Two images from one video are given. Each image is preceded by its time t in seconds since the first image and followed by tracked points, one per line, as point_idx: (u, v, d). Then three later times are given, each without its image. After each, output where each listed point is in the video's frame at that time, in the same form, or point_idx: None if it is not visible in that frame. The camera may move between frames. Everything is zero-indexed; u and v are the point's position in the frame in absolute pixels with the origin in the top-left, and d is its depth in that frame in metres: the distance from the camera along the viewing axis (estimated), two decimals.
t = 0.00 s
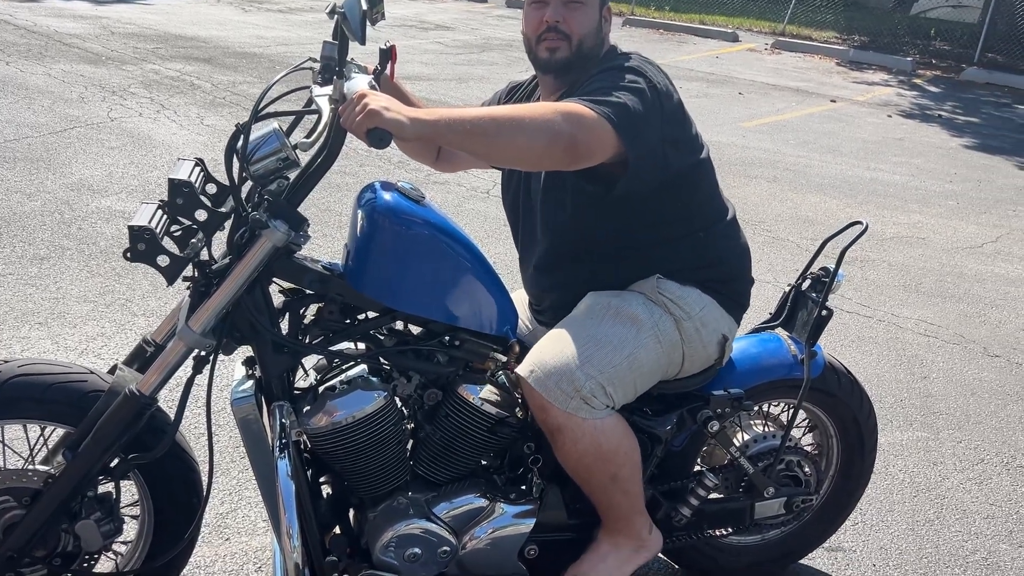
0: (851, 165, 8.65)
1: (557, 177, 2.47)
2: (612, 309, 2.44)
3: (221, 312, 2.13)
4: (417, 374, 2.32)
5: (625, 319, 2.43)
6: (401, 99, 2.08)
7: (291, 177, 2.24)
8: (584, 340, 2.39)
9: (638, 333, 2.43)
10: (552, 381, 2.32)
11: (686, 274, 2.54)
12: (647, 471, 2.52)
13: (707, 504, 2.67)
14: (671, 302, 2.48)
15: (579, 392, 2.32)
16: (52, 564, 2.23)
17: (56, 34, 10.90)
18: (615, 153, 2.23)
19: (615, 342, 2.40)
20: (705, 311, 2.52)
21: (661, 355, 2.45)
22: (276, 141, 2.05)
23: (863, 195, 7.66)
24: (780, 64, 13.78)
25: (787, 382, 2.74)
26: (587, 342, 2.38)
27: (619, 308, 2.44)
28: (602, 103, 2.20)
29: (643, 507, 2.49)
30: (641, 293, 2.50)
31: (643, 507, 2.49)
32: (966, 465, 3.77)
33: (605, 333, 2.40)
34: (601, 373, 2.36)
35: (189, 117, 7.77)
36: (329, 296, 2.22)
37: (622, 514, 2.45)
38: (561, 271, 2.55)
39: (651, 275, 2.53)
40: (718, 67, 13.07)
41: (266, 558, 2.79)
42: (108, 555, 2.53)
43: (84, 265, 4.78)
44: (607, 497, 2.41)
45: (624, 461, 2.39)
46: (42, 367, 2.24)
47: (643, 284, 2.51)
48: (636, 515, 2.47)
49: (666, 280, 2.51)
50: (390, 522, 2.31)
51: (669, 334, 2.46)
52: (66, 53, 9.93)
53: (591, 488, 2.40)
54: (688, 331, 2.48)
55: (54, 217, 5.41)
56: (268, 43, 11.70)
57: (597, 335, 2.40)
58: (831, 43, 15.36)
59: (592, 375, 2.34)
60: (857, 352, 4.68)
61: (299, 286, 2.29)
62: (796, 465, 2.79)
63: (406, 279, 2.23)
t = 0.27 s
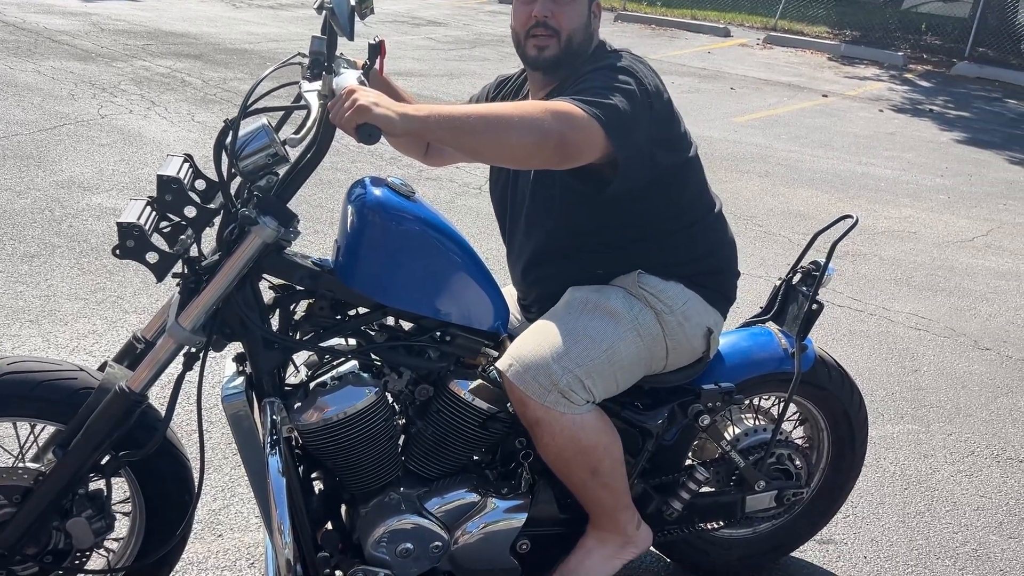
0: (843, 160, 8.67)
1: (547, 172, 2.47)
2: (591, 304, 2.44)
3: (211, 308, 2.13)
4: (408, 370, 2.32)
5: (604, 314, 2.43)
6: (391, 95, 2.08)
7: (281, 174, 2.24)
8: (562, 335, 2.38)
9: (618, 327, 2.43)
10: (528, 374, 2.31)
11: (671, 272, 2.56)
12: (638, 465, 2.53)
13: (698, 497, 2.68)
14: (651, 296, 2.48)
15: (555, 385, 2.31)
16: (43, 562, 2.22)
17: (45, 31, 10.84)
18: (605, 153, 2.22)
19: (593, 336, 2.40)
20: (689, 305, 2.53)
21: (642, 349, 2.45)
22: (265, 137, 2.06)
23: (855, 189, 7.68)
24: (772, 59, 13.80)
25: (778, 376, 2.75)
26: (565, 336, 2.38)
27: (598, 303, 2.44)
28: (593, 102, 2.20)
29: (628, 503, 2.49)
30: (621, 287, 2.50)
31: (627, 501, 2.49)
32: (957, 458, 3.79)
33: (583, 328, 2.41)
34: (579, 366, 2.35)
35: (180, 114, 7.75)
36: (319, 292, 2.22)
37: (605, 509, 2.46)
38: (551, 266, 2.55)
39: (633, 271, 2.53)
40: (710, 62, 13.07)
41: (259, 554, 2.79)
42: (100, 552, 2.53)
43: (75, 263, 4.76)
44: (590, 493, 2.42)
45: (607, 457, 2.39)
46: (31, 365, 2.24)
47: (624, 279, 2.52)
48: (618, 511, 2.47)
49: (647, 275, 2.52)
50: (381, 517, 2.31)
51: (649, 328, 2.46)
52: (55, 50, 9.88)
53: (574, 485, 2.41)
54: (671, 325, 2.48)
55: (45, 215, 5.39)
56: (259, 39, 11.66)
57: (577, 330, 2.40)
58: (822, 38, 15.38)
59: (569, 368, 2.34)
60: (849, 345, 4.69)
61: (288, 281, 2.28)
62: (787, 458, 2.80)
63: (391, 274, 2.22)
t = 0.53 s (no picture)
0: (835, 154, 8.69)
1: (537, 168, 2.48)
2: (593, 322, 2.46)
3: (206, 304, 2.14)
4: (403, 365, 2.34)
5: (607, 332, 2.46)
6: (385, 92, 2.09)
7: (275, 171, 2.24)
8: (569, 360, 2.41)
9: (622, 343, 2.46)
10: (544, 411, 2.33)
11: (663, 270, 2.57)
12: (632, 458, 2.54)
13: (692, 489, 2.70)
14: (648, 304, 2.51)
15: (571, 415, 2.35)
16: (40, 558, 2.23)
17: (36, 28, 10.81)
18: (597, 150, 2.24)
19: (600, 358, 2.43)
20: (684, 304, 2.56)
21: (645, 360, 2.50)
22: (259, 133, 2.06)
23: (847, 183, 7.70)
24: (765, 54, 13.82)
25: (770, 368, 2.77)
26: (573, 363, 2.41)
27: (598, 321, 2.47)
28: (584, 100, 2.21)
29: None
30: (618, 299, 2.53)
31: None
32: (949, 451, 3.81)
33: (588, 350, 2.43)
34: (591, 392, 2.39)
35: (173, 111, 7.74)
36: (314, 288, 2.23)
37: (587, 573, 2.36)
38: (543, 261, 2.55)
39: (627, 278, 2.55)
40: (703, 58, 13.09)
41: (255, 551, 2.80)
42: (96, 548, 2.53)
43: (69, 261, 4.76)
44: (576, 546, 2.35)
45: (609, 510, 2.36)
46: (26, 361, 2.24)
47: (619, 289, 2.54)
48: None
49: (641, 282, 2.54)
50: (377, 511, 2.33)
51: (650, 338, 2.50)
52: (47, 47, 9.86)
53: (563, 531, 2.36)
54: (671, 330, 2.52)
55: (38, 213, 5.38)
56: (252, 36, 11.64)
57: (583, 353, 2.42)
58: (815, 33, 15.41)
59: (582, 397, 2.37)
60: (842, 339, 4.72)
61: (283, 278, 2.30)
62: (780, 450, 2.82)
63: (389, 277, 2.24)
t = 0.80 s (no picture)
0: (830, 149, 8.71)
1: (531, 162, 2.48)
2: (589, 337, 2.47)
3: (202, 298, 2.14)
4: (399, 358, 2.34)
5: (604, 347, 2.47)
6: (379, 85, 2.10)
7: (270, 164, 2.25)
8: (570, 379, 2.42)
9: (618, 356, 2.48)
10: (549, 435, 2.36)
11: (660, 265, 2.57)
12: (627, 450, 2.56)
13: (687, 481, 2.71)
14: (641, 311, 2.52)
15: (577, 438, 2.38)
16: (38, 553, 2.24)
17: (29, 25, 10.77)
18: (592, 141, 2.23)
19: (600, 375, 2.44)
20: (677, 305, 2.57)
21: (643, 370, 2.53)
22: (254, 127, 2.07)
23: (842, 178, 7.71)
24: (760, 49, 13.82)
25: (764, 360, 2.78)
26: (574, 382, 2.42)
27: (597, 336, 2.48)
28: (578, 91, 2.21)
29: None
30: (611, 307, 2.53)
31: None
32: (944, 443, 3.83)
33: (589, 367, 2.44)
34: (594, 411, 2.42)
35: (167, 108, 7.72)
36: (310, 282, 2.24)
37: None
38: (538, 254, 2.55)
39: (621, 282, 2.55)
40: (698, 53, 13.09)
41: (253, 546, 2.81)
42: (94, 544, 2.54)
43: (64, 258, 4.76)
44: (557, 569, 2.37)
45: (590, 538, 2.41)
46: (23, 357, 2.25)
47: (611, 296, 2.54)
48: None
49: (636, 287, 2.54)
50: (374, 504, 2.34)
51: (646, 347, 2.53)
52: (41, 45, 9.83)
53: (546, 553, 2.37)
54: (665, 335, 2.54)
55: (32, 210, 5.37)
56: (246, 32, 11.62)
57: (582, 371, 2.44)
58: (810, 28, 15.41)
59: (586, 418, 2.40)
60: (837, 333, 4.73)
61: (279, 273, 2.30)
62: (775, 442, 2.83)
63: (387, 275, 2.25)
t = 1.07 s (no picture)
0: (828, 145, 8.71)
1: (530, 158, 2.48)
2: (593, 342, 2.48)
3: (200, 294, 2.14)
4: (397, 353, 2.34)
5: (606, 353, 2.48)
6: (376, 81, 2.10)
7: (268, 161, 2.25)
8: (572, 383, 2.43)
9: (621, 362, 2.49)
10: (550, 440, 2.37)
11: (662, 263, 2.56)
12: (626, 445, 2.56)
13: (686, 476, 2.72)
14: (645, 317, 2.53)
15: (576, 444, 2.39)
16: (37, 549, 2.25)
17: (26, 23, 10.75)
18: (592, 137, 2.23)
19: (602, 380, 2.45)
20: (680, 312, 2.59)
21: (643, 376, 2.54)
22: (252, 122, 2.08)
23: (840, 173, 7.72)
24: (758, 45, 13.82)
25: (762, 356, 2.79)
26: (576, 387, 2.42)
27: (600, 342, 2.48)
28: (578, 86, 2.20)
29: None
30: (615, 312, 2.54)
31: None
32: (942, 437, 3.83)
33: (591, 372, 2.45)
34: (594, 416, 2.43)
35: (165, 106, 7.71)
36: (308, 278, 2.24)
37: None
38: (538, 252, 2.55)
39: (624, 287, 2.56)
40: (695, 49, 13.08)
41: (252, 543, 2.81)
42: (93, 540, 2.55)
43: (62, 255, 4.75)
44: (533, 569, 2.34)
45: (570, 544, 2.39)
46: (21, 353, 2.25)
47: (614, 301, 2.55)
48: None
49: (639, 292, 2.55)
50: (372, 500, 2.34)
51: (647, 353, 2.54)
52: (38, 42, 9.81)
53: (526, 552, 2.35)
54: (666, 342, 2.56)
55: (30, 208, 5.37)
56: (243, 29, 11.60)
57: (585, 376, 2.44)
58: (807, 23, 15.41)
59: (586, 424, 2.41)
60: (836, 328, 4.73)
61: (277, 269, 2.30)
62: (773, 436, 2.83)
63: (386, 273, 2.25)
